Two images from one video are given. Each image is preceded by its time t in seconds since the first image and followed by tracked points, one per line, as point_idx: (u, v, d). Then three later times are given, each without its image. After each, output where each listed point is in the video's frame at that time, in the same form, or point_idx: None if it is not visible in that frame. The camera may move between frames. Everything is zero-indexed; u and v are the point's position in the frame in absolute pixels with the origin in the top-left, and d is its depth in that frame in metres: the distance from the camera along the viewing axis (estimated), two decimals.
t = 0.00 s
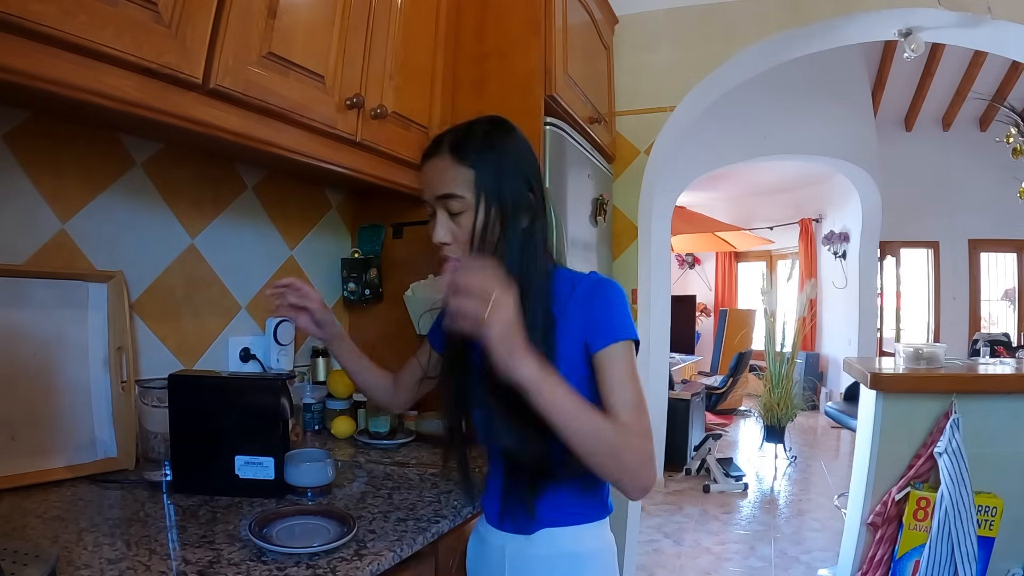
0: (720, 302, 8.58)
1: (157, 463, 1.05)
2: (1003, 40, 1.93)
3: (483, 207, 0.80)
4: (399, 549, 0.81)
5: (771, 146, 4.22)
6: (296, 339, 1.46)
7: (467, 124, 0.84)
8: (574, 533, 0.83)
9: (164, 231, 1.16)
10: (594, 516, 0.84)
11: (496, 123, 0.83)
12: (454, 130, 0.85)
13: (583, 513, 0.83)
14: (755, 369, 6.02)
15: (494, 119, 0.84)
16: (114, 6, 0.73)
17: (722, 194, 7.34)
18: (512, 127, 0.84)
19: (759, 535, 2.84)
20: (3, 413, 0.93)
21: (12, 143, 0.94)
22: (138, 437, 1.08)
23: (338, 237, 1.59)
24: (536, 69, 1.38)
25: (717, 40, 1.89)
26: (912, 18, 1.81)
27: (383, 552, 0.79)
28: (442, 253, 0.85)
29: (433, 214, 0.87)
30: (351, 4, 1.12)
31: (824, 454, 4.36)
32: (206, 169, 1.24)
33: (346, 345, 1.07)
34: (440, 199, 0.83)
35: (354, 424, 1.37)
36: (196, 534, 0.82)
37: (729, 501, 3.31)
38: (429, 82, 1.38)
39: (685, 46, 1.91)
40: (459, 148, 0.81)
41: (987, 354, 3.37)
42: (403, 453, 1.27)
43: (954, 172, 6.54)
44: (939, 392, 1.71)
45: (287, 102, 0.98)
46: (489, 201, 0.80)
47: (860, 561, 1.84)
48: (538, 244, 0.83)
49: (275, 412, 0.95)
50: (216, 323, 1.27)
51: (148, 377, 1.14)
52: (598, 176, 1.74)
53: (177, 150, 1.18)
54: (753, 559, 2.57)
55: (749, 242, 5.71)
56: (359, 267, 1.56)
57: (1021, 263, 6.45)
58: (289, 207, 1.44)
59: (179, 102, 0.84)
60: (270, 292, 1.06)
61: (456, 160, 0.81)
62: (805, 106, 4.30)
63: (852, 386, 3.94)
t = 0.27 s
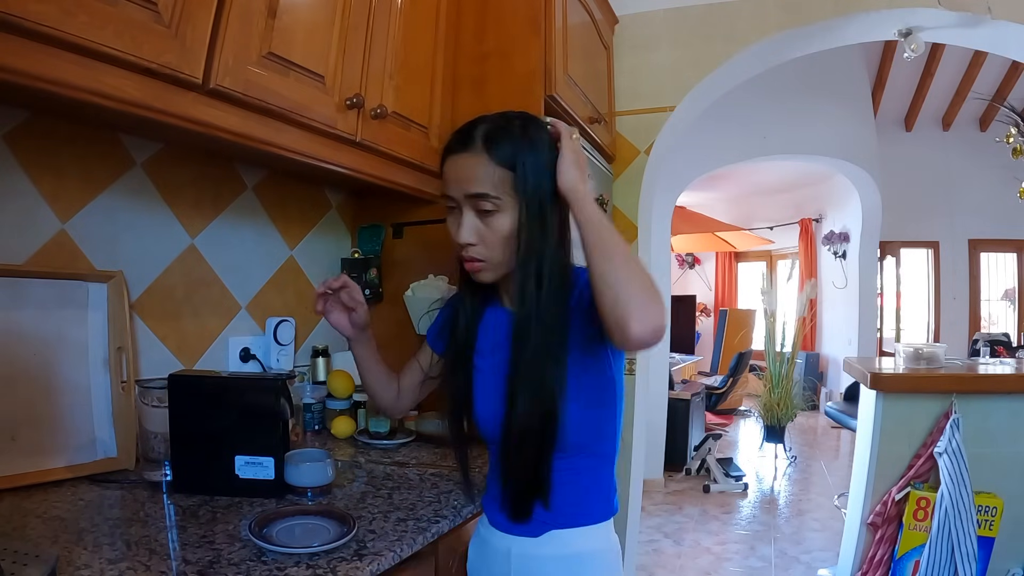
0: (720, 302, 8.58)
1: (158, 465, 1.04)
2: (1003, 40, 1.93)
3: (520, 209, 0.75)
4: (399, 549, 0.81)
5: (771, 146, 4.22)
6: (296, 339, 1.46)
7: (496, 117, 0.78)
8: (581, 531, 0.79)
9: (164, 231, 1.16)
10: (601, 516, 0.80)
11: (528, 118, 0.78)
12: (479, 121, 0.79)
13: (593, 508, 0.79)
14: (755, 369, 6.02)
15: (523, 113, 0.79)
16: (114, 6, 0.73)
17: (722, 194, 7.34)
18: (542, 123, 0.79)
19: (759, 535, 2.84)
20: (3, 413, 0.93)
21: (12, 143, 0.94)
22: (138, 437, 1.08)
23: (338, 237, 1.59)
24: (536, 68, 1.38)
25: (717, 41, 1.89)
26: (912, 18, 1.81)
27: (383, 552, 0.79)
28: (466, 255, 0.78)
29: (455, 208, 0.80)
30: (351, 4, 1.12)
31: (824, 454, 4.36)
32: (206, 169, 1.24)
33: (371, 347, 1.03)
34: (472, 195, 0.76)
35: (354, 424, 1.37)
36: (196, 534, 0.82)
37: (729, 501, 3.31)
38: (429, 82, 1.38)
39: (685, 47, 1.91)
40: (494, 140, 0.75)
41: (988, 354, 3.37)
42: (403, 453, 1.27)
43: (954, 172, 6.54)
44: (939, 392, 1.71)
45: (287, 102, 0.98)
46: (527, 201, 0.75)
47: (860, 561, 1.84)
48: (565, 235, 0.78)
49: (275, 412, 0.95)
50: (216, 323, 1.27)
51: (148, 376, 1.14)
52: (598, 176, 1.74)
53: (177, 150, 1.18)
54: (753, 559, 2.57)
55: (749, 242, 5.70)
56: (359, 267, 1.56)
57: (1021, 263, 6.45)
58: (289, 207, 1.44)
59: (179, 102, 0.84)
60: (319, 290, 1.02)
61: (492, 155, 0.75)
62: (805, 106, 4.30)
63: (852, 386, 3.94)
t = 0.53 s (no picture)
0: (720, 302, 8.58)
1: (157, 464, 1.06)
2: (1003, 40, 1.93)
3: (552, 196, 0.72)
4: (399, 549, 0.81)
5: (771, 146, 4.22)
6: (296, 339, 1.46)
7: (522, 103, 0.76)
8: (590, 538, 0.74)
9: (164, 231, 1.16)
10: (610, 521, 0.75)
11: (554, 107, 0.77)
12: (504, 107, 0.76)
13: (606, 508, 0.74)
14: (755, 369, 6.02)
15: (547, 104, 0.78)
16: (113, 6, 0.73)
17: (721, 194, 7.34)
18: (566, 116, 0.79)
19: (759, 535, 2.84)
20: (3, 413, 0.93)
21: (12, 143, 0.94)
22: (138, 437, 1.08)
23: (338, 237, 1.59)
24: (536, 69, 1.38)
25: (717, 41, 1.89)
26: (912, 18, 1.81)
27: (383, 552, 0.79)
28: (486, 244, 0.73)
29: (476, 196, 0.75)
30: (351, 4, 1.12)
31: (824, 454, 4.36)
32: (206, 169, 1.24)
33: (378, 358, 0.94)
34: (500, 179, 0.72)
35: (354, 424, 1.37)
36: (196, 534, 0.82)
37: (729, 501, 3.31)
38: (429, 82, 1.38)
39: (685, 46, 1.91)
40: (524, 124, 0.73)
41: (988, 354, 3.36)
42: (403, 453, 1.26)
43: (954, 172, 6.54)
44: (939, 392, 1.71)
45: (287, 102, 0.98)
46: (558, 187, 0.72)
47: (860, 561, 1.84)
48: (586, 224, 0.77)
49: (275, 412, 0.95)
50: (216, 323, 1.27)
51: (148, 376, 1.14)
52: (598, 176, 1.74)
53: (177, 150, 1.18)
54: (753, 559, 2.57)
55: (749, 242, 5.70)
56: (359, 267, 1.56)
57: (1022, 263, 6.45)
58: (289, 207, 1.44)
59: (179, 102, 0.84)
60: (337, 321, 0.87)
61: (523, 138, 0.72)
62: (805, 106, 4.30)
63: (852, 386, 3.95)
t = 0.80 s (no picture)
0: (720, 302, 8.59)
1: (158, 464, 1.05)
2: (1003, 40, 1.93)
3: (596, 176, 0.66)
4: (399, 549, 0.81)
5: (771, 146, 4.22)
6: (296, 339, 1.46)
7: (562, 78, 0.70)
8: (596, 561, 0.66)
9: (164, 231, 1.16)
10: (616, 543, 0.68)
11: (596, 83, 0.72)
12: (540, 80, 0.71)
13: (612, 530, 0.67)
14: (755, 369, 6.02)
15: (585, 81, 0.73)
16: (113, 6, 0.73)
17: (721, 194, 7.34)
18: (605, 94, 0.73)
19: (759, 535, 2.84)
20: (3, 413, 0.93)
21: (12, 143, 0.94)
22: (138, 437, 1.09)
23: (338, 237, 1.59)
24: (536, 69, 1.38)
25: (717, 41, 1.89)
26: (912, 18, 1.81)
27: (383, 552, 0.79)
28: (515, 229, 0.66)
29: (510, 174, 0.68)
30: (351, 4, 1.12)
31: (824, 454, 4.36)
32: (205, 169, 1.24)
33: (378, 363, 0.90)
34: (542, 157, 0.65)
35: (354, 424, 1.37)
36: (196, 534, 0.82)
37: (729, 501, 3.31)
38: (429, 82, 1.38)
39: (685, 46, 1.91)
40: (568, 99, 0.67)
41: (988, 354, 3.36)
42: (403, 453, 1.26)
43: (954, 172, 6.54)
44: (939, 392, 1.71)
45: (287, 102, 0.98)
46: (603, 165, 0.66)
47: (860, 561, 1.85)
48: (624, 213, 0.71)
49: (275, 412, 0.95)
50: (216, 323, 1.27)
51: (148, 376, 1.14)
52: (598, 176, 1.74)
53: (177, 150, 1.18)
54: (753, 559, 2.57)
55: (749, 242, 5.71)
56: (359, 267, 1.56)
57: (1022, 263, 6.45)
58: (288, 207, 1.44)
59: (179, 102, 0.84)
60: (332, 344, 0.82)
61: (568, 113, 0.66)
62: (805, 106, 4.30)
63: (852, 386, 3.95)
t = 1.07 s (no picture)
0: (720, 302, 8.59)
1: (157, 464, 1.07)
2: (1003, 40, 1.93)
3: (642, 154, 0.61)
4: (399, 549, 0.81)
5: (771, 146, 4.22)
6: (296, 339, 1.46)
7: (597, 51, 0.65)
8: None
9: (164, 231, 1.16)
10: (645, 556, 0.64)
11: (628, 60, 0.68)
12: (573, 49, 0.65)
13: (642, 537, 0.63)
14: (755, 369, 6.02)
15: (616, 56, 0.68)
16: (113, 6, 0.73)
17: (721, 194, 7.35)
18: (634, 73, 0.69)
19: (759, 535, 2.84)
20: (3, 413, 0.93)
21: (12, 143, 0.94)
22: (138, 437, 1.09)
23: (338, 237, 1.59)
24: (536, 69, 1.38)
25: (717, 40, 1.89)
26: (912, 18, 1.81)
27: (383, 552, 0.79)
28: (550, 207, 0.58)
29: (543, 147, 0.60)
30: (351, 4, 1.12)
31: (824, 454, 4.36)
32: (205, 168, 1.24)
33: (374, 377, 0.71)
34: (584, 128, 0.59)
35: (354, 424, 1.37)
36: (197, 534, 0.82)
37: (729, 501, 3.31)
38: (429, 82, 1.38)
39: (686, 46, 1.91)
40: (609, 69, 0.61)
41: (988, 354, 3.36)
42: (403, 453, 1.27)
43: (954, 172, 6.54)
44: (939, 392, 1.71)
45: (287, 102, 0.98)
46: (649, 144, 0.61)
47: (860, 561, 1.85)
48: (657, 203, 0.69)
49: (275, 412, 0.95)
50: (216, 323, 1.27)
51: (148, 376, 1.14)
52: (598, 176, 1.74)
53: (177, 150, 1.18)
54: (753, 559, 2.57)
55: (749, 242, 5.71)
56: (359, 267, 1.56)
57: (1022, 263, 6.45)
58: (288, 207, 1.44)
59: (179, 102, 0.84)
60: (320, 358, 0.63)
61: (611, 82, 0.61)
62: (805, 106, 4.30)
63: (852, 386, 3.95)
